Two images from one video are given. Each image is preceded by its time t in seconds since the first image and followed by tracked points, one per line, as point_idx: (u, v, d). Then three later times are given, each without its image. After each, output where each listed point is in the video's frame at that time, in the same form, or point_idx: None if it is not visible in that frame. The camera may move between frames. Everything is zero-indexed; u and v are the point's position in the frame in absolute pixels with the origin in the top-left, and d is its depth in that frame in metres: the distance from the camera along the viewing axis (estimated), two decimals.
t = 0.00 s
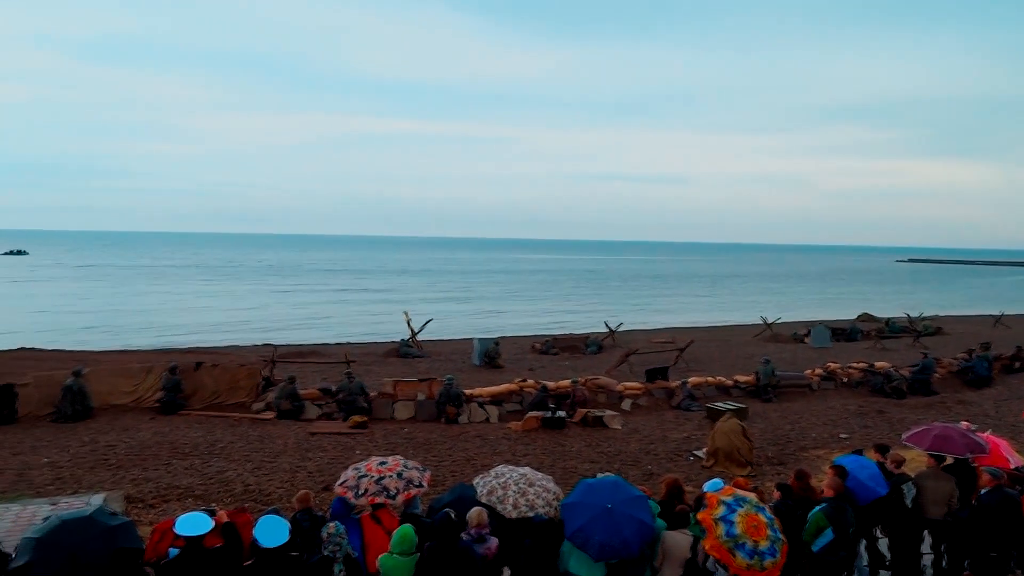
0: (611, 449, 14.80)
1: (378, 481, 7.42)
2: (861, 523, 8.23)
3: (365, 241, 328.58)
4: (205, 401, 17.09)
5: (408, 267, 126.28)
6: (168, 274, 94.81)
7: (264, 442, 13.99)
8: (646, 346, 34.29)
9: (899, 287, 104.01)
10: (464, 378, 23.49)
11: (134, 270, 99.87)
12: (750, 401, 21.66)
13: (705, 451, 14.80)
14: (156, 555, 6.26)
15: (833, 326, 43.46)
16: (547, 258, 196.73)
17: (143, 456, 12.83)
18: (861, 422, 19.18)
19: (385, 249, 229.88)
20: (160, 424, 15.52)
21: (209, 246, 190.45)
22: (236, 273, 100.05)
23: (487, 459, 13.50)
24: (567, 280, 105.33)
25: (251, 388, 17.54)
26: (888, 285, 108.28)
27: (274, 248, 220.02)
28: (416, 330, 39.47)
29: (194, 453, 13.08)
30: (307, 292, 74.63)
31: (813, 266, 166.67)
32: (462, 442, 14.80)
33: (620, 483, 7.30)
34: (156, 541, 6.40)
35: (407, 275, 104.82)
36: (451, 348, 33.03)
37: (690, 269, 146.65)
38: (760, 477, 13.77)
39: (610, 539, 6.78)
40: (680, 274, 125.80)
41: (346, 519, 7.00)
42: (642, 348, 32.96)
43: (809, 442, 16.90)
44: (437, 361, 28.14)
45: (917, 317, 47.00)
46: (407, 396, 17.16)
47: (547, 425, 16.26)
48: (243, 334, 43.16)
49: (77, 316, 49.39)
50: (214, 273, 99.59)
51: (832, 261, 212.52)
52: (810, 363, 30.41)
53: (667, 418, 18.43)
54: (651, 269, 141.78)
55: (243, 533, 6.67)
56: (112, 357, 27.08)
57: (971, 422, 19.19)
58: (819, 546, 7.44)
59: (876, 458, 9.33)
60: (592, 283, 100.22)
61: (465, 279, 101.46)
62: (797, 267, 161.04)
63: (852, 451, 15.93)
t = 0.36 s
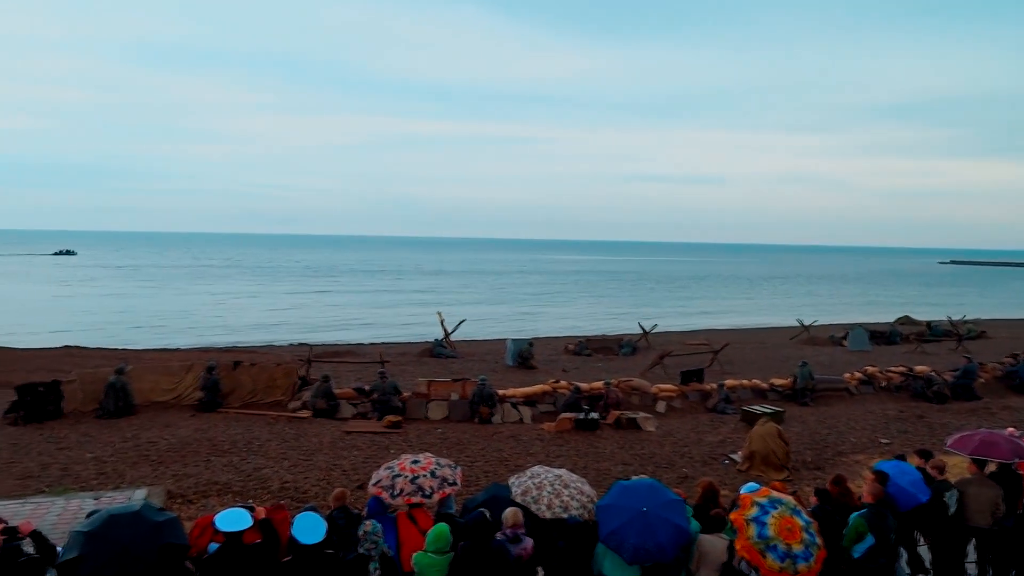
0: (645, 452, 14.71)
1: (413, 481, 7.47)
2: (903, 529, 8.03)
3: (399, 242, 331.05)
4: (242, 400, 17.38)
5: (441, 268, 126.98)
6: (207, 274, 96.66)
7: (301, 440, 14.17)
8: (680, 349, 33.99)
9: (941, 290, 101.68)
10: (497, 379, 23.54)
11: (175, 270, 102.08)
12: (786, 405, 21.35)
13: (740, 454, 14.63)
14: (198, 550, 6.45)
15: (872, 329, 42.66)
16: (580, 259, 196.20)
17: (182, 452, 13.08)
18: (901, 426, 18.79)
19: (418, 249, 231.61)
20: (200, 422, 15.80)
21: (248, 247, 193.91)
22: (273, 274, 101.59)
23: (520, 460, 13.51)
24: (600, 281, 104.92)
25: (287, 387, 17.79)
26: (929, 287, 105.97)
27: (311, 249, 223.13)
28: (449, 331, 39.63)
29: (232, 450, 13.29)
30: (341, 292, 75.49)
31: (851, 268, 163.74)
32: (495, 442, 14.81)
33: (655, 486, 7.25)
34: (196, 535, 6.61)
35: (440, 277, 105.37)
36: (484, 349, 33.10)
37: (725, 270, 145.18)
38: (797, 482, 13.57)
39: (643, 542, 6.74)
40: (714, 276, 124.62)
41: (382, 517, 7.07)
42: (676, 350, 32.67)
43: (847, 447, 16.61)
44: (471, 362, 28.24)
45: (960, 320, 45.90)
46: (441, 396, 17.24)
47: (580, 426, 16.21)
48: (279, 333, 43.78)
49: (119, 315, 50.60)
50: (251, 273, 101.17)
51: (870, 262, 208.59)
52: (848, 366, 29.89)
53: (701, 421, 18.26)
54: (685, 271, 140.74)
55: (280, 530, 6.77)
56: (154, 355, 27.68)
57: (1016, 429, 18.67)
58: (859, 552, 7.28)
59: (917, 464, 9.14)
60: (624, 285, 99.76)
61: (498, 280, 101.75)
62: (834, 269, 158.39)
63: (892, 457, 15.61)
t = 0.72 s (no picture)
0: (681, 455, 14.57)
1: (451, 483, 7.52)
2: (947, 537, 7.82)
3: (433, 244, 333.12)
4: (280, 400, 17.66)
5: (474, 269, 127.48)
6: (246, 275, 98.34)
7: (338, 439, 14.33)
8: (716, 351, 33.60)
9: (987, 293, 98.93)
10: (531, 380, 23.52)
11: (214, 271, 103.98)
12: (826, 408, 20.97)
13: (779, 459, 14.39)
14: (239, 546, 6.63)
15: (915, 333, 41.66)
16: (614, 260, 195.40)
17: (223, 450, 13.32)
18: (945, 433, 18.33)
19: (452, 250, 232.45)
20: (239, 420, 16.07)
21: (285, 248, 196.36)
22: (310, 275, 102.96)
23: (555, 462, 13.48)
24: (633, 282, 104.36)
25: (324, 386, 18.00)
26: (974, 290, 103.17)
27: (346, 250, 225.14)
28: (483, 331, 39.70)
29: (271, 448, 13.49)
30: (376, 293, 76.20)
31: (892, 270, 160.49)
32: (530, 444, 14.81)
33: (693, 489, 7.17)
34: (237, 532, 6.79)
35: (474, 278, 105.71)
36: (518, 350, 33.08)
37: (762, 272, 143.13)
38: (837, 488, 13.31)
39: (679, 546, 6.65)
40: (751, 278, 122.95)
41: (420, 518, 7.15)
42: (712, 352, 32.32)
43: (889, 453, 16.25)
44: (505, 362, 28.26)
45: (1008, 324, 44.60)
46: (476, 396, 17.30)
47: (615, 429, 16.12)
48: (316, 333, 44.28)
49: (161, 315, 51.73)
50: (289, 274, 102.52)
51: (911, 263, 204.25)
52: (889, 370, 29.26)
53: (738, 424, 18.03)
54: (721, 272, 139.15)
55: (318, 528, 6.89)
56: (195, 354, 28.20)
57: None
58: (902, 560, 7.10)
59: (962, 470, 8.88)
60: (659, 286, 99.06)
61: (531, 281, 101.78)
62: (873, 270, 155.39)
63: (936, 463, 15.22)
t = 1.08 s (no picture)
0: (719, 458, 14.40)
1: (494, 487, 7.48)
2: (994, 546, 7.59)
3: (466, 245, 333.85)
4: (317, 399, 17.89)
5: (508, 270, 127.72)
6: (284, 275, 99.87)
7: (374, 439, 14.45)
8: (754, 354, 33.12)
9: None
10: (566, 382, 23.45)
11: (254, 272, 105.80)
12: (867, 412, 20.56)
13: (819, 463, 14.14)
14: (278, 543, 6.77)
15: (960, 336, 40.59)
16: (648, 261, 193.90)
17: (262, 448, 13.52)
18: (993, 438, 17.83)
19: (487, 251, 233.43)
20: (278, 419, 16.30)
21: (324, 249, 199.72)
22: (346, 275, 104.21)
23: (591, 463, 13.42)
24: (668, 284, 103.51)
25: (361, 386, 18.15)
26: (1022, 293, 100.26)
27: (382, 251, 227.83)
28: (518, 332, 39.75)
29: (309, 447, 13.65)
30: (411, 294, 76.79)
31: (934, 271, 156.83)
32: (565, 445, 14.77)
33: (730, 492, 7.08)
34: (276, 529, 6.92)
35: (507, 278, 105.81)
36: (553, 351, 33.04)
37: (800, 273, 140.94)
38: (880, 494, 13.03)
39: (716, 550, 6.57)
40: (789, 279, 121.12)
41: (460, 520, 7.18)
42: (750, 355, 31.88)
43: (933, 458, 15.87)
44: (540, 364, 28.24)
45: None
46: (511, 397, 17.30)
47: (651, 431, 15.99)
48: (352, 333, 44.75)
49: (202, 314, 52.80)
50: (326, 274, 103.83)
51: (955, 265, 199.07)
52: (933, 373, 28.57)
53: (777, 427, 17.76)
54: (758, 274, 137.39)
55: (355, 527, 6.97)
56: (235, 353, 28.69)
57: None
58: (948, 568, 6.91)
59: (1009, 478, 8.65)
60: (694, 287, 98.09)
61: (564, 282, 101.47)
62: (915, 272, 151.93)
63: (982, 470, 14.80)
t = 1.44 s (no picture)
0: (754, 462, 14.20)
1: (536, 488, 7.69)
2: None
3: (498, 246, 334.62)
4: (352, 398, 18.04)
5: (541, 272, 127.62)
6: (318, 276, 101.04)
7: (408, 439, 14.54)
8: (790, 356, 32.65)
9: None
10: (599, 383, 23.35)
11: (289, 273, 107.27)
12: (907, 417, 20.12)
13: (858, 468, 13.87)
14: (315, 541, 6.82)
15: (1005, 339, 39.48)
16: (681, 263, 192.33)
17: (297, 447, 13.68)
18: None
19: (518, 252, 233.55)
20: (314, 418, 16.47)
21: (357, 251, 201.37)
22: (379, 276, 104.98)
23: (625, 466, 13.33)
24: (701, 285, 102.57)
25: (395, 386, 18.27)
26: None
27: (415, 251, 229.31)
28: (550, 333, 39.67)
29: (344, 446, 13.77)
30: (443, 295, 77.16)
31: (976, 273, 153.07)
32: (598, 447, 14.69)
33: (766, 497, 6.99)
34: (313, 527, 6.98)
35: (538, 279, 105.78)
36: (585, 352, 32.90)
37: (837, 275, 138.53)
38: (921, 500, 12.74)
39: (752, 555, 6.49)
40: (825, 281, 119.18)
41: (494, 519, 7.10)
42: (786, 358, 31.38)
43: (976, 464, 15.47)
44: (572, 365, 28.15)
45: None
46: (544, 398, 17.26)
47: (686, 434, 15.85)
48: (385, 334, 45.04)
49: (239, 314, 53.64)
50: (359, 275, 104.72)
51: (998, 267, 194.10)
52: (976, 378, 27.84)
53: (814, 432, 17.46)
54: (793, 276, 135.39)
55: (391, 525, 7.02)
56: (270, 353, 29.05)
57: None
58: None
59: None
60: (727, 289, 97.02)
61: (596, 283, 101.07)
62: (956, 273, 148.51)
63: None
